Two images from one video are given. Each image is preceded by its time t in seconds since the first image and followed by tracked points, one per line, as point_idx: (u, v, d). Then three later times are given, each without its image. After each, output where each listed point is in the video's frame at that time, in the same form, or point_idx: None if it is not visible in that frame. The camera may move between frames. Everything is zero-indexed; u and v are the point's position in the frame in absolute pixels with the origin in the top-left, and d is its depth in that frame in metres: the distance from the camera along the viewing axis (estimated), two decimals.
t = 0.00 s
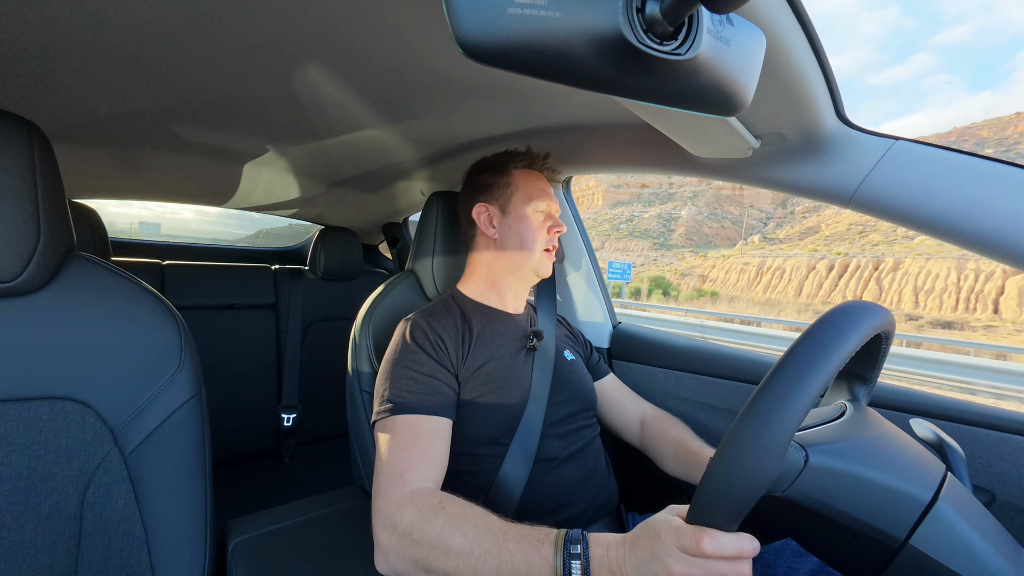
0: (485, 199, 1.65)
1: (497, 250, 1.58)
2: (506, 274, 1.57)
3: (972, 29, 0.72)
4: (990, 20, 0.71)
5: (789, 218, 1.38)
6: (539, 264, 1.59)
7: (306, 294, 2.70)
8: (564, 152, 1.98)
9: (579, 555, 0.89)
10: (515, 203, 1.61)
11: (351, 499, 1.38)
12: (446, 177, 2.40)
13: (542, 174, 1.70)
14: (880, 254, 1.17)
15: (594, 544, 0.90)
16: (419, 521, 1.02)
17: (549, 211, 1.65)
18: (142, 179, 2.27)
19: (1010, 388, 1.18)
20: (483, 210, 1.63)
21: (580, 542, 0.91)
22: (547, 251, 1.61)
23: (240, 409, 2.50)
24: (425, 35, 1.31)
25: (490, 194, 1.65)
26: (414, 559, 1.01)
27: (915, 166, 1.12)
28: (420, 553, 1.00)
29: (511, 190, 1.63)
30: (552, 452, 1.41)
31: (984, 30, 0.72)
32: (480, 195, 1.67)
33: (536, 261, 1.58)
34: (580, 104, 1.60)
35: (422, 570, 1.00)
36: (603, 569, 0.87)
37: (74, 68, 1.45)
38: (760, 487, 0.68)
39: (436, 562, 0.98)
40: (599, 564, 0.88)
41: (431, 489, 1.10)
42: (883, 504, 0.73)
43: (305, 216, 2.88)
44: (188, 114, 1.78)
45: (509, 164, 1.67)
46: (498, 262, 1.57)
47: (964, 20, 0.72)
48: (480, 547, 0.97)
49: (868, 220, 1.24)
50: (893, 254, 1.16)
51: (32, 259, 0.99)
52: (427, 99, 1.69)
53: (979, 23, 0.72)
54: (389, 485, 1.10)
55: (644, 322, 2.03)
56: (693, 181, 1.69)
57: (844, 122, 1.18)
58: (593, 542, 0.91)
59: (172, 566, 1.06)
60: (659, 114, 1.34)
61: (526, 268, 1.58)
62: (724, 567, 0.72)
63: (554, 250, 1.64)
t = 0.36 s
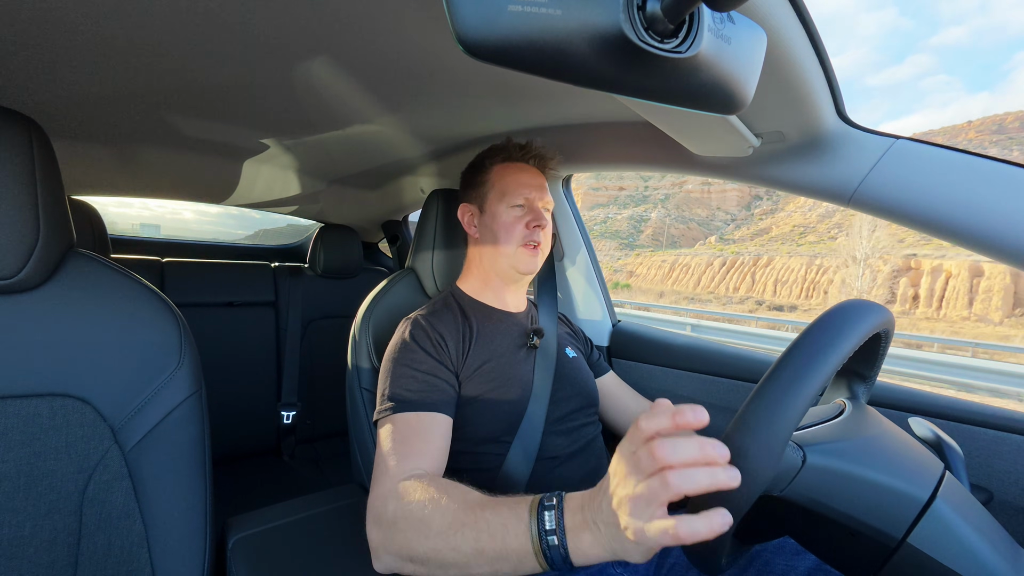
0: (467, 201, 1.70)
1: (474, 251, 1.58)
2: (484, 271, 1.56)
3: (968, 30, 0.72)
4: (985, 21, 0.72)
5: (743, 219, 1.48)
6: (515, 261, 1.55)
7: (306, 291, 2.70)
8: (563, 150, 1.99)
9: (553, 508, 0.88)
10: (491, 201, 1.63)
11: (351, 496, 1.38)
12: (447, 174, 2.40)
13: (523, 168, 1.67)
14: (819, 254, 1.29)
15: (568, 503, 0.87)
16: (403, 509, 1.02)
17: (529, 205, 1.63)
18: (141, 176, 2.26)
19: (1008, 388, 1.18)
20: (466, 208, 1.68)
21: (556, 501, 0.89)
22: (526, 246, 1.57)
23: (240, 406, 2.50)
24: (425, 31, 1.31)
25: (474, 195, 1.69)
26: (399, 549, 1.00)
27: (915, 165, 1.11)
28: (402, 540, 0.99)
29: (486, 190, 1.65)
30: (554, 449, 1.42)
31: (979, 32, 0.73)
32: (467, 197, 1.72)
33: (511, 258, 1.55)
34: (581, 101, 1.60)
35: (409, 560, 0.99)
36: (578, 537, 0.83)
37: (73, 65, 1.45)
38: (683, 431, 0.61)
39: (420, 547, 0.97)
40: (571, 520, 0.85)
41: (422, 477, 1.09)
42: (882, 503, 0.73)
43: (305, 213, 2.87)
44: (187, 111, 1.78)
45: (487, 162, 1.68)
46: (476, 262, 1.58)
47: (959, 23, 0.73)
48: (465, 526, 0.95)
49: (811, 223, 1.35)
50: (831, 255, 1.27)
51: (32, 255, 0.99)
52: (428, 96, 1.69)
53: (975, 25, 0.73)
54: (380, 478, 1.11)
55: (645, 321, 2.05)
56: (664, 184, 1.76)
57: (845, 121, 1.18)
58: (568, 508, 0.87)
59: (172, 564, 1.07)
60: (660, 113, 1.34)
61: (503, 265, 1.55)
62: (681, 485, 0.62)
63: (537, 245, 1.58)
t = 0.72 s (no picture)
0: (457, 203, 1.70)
1: (466, 257, 1.58)
2: (470, 274, 1.55)
3: (965, 31, 0.72)
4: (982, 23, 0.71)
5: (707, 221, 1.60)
6: (502, 263, 1.51)
7: (306, 288, 2.71)
8: (564, 149, 1.99)
9: (514, 461, 0.92)
10: (475, 204, 1.61)
11: (350, 494, 1.38)
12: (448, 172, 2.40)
13: (505, 164, 1.63)
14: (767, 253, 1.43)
15: (524, 451, 0.93)
16: (390, 494, 1.05)
17: (513, 204, 1.58)
18: (142, 173, 2.26)
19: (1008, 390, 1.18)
20: (456, 212, 1.68)
21: (514, 450, 0.94)
22: (510, 247, 1.53)
23: (240, 404, 2.51)
24: (426, 28, 1.31)
25: (462, 198, 1.68)
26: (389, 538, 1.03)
27: (917, 166, 1.11)
28: (392, 529, 1.02)
29: (470, 193, 1.64)
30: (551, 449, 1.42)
31: (976, 32, 0.72)
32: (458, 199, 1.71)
33: (497, 260, 1.51)
34: (582, 99, 1.60)
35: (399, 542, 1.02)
36: (535, 458, 0.90)
37: (74, 61, 1.44)
38: (610, 308, 0.83)
39: (404, 525, 1.00)
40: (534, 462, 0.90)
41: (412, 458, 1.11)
42: (880, 504, 0.73)
43: (305, 211, 2.87)
44: (188, 108, 1.78)
45: (470, 164, 1.67)
46: (467, 268, 1.57)
47: (956, 24, 0.73)
48: (448, 511, 0.96)
49: (760, 225, 1.46)
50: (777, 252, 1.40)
51: (33, 250, 0.99)
52: (429, 94, 1.69)
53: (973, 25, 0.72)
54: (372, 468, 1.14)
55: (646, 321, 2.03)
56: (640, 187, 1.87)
57: (847, 122, 1.18)
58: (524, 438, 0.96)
59: (171, 559, 1.07)
60: (661, 113, 1.34)
61: (489, 267, 1.52)
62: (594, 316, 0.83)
63: (525, 244, 1.54)
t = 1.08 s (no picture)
0: (460, 201, 1.69)
1: (467, 256, 1.58)
2: (471, 274, 1.55)
3: (962, 33, 0.71)
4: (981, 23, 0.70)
5: (674, 222, 1.63)
6: (503, 263, 1.51)
7: (306, 286, 2.71)
8: (564, 147, 1.98)
9: (531, 425, 1.06)
10: (478, 203, 1.61)
11: (349, 492, 1.38)
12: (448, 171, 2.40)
13: (509, 163, 1.63)
14: (720, 253, 1.51)
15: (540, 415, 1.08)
16: (404, 485, 1.08)
17: (516, 204, 1.59)
18: (142, 170, 2.26)
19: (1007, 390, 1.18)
20: (459, 209, 1.68)
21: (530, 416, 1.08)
22: (513, 247, 1.53)
23: (240, 401, 2.51)
24: (427, 25, 1.30)
25: (465, 196, 1.68)
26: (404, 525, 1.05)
27: (918, 165, 1.11)
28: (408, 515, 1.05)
29: (474, 191, 1.64)
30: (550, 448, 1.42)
31: (974, 33, 0.72)
32: (461, 198, 1.71)
33: (498, 261, 1.51)
34: (583, 98, 1.59)
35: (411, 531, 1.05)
36: (550, 417, 1.08)
37: (74, 57, 1.44)
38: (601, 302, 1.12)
39: (422, 507, 1.05)
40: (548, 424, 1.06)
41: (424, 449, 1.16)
42: (879, 503, 0.74)
43: (305, 208, 2.87)
44: (188, 104, 1.78)
45: (473, 163, 1.67)
46: (468, 266, 1.57)
47: (953, 26, 0.71)
48: (469, 483, 1.04)
49: (719, 226, 1.52)
50: (731, 252, 1.48)
51: (32, 247, 0.99)
52: (429, 92, 1.69)
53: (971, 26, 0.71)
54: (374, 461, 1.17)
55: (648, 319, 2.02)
56: (618, 190, 1.96)
57: (848, 121, 1.17)
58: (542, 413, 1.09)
59: (171, 557, 1.07)
60: (662, 112, 1.33)
61: (491, 267, 1.52)
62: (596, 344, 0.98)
63: (526, 245, 1.55)
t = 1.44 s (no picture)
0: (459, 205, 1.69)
1: (467, 261, 1.58)
2: (469, 278, 1.55)
3: (961, 34, 0.71)
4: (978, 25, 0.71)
5: (648, 222, 1.75)
6: (501, 267, 1.50)
7: (306, 288, 2.71)
8: (564, 149, 1.99)
9: (523, 434, 0.97)
10: (475, 206, 1.61)
11: (348, 493, 1.38)
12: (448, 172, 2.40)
13: (505, 166, 1.62)
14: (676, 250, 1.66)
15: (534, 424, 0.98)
16: (399, 491, 1.05)
17: (513, 207, 1.57)
18: (142, 171, 2.26)
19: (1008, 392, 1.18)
20: (457, 212, 1.68)
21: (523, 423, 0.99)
22: (509, 251, 1.51)
23: (239, 402, 2.50)
24: (427, 27, 1.30)
25: (463, 199, 1.67)
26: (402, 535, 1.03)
27: (917, 167, 1.11)
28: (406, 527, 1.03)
29: (472, 195, 1.64)
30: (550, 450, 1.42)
31: (972, 35, 0.72)
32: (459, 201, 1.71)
33: (496, 265, 1.50)
34: (583, 99, 1.60)
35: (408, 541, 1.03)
36: (542, 428, 0.97)
37: (75, 58, 1.44)
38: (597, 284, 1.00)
39: (415, 519, 1.01)
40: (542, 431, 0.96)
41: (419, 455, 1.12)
42: (878, 505, 0.74)
43: (305, 209, 2.87)
44: (188, 105, 1.78)
45: (470, 166, 1.67)
46: (467, 272, 1.57)
47: (951, 27, 0.71)
48: (459, 494, 0.99)
49: (682, 226, 1.64)
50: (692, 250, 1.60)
51: (32, 249, 0.99)
52: (429, 93, 1.69)
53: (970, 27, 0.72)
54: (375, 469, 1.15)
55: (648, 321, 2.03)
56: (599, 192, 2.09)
57: (848, 123, 1.18)
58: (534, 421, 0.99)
59: (171, 558, 1.07)
60: (661, 113, 1.34)
61: (490, 272, 1.51)
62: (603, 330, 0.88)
63: (524, 248, 1.53)
